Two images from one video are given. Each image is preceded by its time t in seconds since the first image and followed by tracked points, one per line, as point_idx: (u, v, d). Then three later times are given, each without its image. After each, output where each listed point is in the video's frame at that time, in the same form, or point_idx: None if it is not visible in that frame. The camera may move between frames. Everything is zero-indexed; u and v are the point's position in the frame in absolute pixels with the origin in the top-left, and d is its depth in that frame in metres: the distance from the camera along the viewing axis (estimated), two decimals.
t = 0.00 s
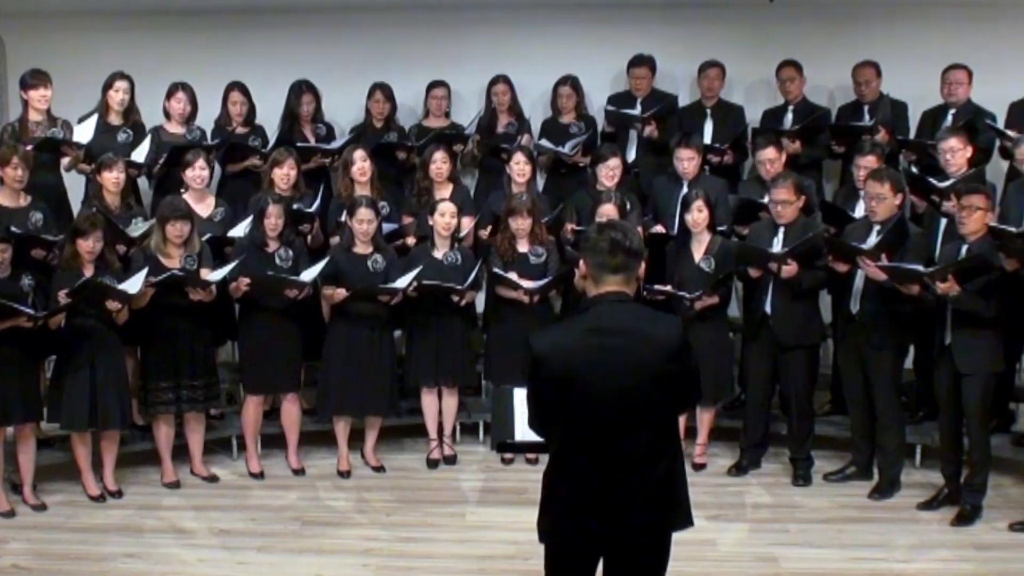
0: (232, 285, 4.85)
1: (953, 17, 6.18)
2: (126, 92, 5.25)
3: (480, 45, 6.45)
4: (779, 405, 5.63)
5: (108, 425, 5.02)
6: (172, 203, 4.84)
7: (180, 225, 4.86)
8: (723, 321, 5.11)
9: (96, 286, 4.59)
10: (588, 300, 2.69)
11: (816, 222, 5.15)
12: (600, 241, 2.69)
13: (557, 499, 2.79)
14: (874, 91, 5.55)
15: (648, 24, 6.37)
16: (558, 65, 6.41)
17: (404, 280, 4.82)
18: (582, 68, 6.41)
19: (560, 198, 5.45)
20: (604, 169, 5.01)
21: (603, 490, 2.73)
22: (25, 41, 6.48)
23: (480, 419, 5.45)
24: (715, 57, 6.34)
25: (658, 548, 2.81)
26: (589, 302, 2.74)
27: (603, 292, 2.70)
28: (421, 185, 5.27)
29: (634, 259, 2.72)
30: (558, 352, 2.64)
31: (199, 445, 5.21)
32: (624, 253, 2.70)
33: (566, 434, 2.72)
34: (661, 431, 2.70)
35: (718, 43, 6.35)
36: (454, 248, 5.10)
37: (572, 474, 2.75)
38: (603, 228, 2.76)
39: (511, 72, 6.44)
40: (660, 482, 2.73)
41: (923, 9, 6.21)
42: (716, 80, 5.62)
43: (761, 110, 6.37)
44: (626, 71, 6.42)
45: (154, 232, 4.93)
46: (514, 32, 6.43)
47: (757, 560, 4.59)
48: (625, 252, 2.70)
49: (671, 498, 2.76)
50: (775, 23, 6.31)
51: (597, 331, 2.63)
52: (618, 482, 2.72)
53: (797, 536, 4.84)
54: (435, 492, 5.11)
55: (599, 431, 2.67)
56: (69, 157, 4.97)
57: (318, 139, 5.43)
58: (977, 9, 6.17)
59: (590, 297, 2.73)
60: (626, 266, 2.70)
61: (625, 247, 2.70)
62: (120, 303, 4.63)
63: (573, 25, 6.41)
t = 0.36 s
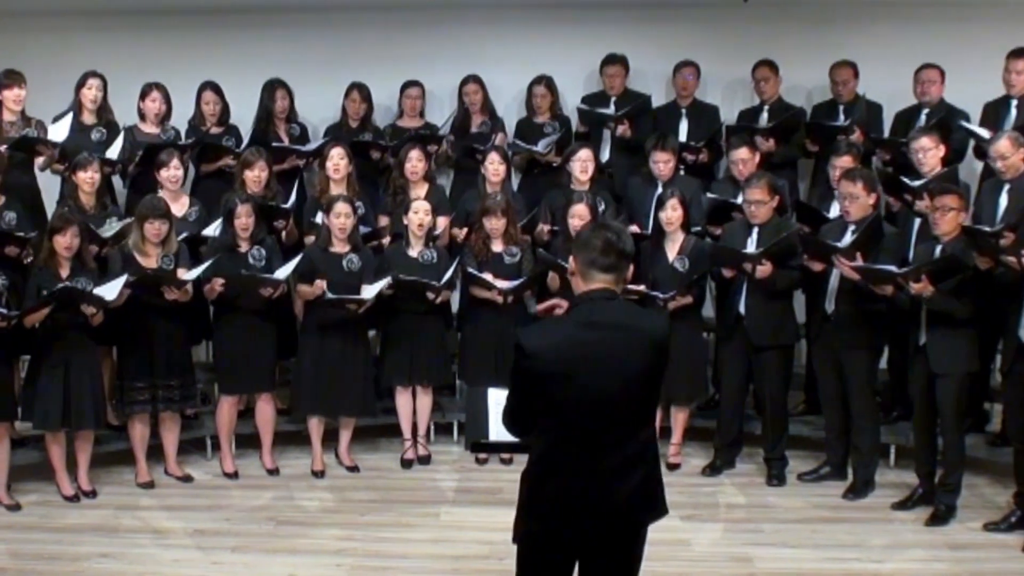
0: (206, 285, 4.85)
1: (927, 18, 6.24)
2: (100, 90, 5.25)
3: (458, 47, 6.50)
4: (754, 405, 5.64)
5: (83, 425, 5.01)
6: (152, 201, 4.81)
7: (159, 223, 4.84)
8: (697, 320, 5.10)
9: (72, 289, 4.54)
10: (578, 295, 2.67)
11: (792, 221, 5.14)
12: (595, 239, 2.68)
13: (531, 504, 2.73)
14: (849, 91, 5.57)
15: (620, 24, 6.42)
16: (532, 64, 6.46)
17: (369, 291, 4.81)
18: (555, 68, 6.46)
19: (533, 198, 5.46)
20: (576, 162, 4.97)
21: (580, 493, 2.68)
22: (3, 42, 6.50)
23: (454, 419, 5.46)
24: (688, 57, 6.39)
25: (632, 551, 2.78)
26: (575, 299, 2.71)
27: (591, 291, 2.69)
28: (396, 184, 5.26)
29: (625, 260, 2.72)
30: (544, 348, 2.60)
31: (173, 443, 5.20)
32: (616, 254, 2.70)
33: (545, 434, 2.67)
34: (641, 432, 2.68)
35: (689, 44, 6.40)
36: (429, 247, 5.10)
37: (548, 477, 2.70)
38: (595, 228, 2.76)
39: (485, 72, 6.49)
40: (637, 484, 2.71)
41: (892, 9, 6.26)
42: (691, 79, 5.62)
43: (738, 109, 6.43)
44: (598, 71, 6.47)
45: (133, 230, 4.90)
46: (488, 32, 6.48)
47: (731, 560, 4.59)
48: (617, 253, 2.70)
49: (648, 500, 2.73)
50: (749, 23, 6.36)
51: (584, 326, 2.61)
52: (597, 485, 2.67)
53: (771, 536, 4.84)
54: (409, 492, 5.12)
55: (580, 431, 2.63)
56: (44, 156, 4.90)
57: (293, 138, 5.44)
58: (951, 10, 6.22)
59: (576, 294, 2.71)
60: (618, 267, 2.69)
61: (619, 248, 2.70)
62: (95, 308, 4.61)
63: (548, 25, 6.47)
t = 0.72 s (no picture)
0: (181, 287, 4.85)
1: (902, 19, 6.27)
2: (76, 91, 5.26)
3: (436, 47, 6.53)
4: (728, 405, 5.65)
5: (58, 426, 4.99)
6: (130, 202, 4.79)
7: (137, 223, 4.82)
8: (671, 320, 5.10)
9: (47, 289, 4.50)
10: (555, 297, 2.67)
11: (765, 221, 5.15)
12: (574, 243, 2.66)
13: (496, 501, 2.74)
14: (825, 91, 5.58)
15: (595, 25, 6.45)
16: (508, 64, 6.50)
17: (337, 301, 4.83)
18: (530, 68, 6.50)
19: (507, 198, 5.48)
20: (547, 161, 4.99)
21: (547, 497, 2.68)
22: None
23: (429, 418, 5.47)
24: (663, 58, 6.43)
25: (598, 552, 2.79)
26: (551, 301, 2.71)
27: (569, 294, 2.68)
28: (371, 185, 5.26)
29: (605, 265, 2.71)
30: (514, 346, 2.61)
31: (148, 443, 5.19)
32: (595, 258, 2.69)
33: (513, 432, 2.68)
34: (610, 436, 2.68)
35: (663, 45, 6.45)
36: (404, 246, 5.10)
37: (513, 479, 2.70)
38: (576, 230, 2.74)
39: (461, 72, 6.52)
40: (606, 487, 2.70)
41: (865, 9, 6.29)
42: (666, 79, 5.63)
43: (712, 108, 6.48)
44: (572, 72, 6.51)
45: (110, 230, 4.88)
46: (464, 32, 6.51)
47: (705, 559, 4.59)
48: (597, 258, 2.68)
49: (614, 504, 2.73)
50: (725, 23, 6.39)
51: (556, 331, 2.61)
52: (562, 491, 2.67)
53: (746, 536, 4.84)
54: (384, 491, 5.12)
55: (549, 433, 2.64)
56: (17, 156, 4.91)
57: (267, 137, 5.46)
58: (925, 11, 6.25)
59: (552, 296, 2.70)
60: (597, 271, 2.68)
61: (599, 252, 2.69)
62: (70, 309, 4.55)
63: (523, 26, 6.50)
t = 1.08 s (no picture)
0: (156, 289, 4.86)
1: (876, 20, 6.29)
2: (50, 91, 5.26)
3: (412, 48, 6.55)
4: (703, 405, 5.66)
5: (32, 427, 4.95)
6: (106, 201, 4.77)
7: (114, 222, 4.80)
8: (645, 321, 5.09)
9: (22, 289, 4.46)
10: (504, 298, 2.62)
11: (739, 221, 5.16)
12: (519, 247, 2.60)
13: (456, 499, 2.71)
14: (799, 91, 5.60)
15: (569, 24, 6.47)
16: (483, 64, 6.52)
17: (309, 302, 4.80)
18: (505, 68, 6.52)
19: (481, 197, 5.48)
20: (520, 160, 5.01)
21: (508, 497, 2.64)
22: None
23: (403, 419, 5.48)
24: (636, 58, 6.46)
25: (564, 549, 2.76)
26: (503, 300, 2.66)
27: (518, 292, 2.63)
28: (347, 184, 5.24)
29: (553, 262, 2.66)
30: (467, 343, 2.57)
31: (122, 444, 5.19)
32: (542, 258, 2.63)
33: (473, 431, 2.64)
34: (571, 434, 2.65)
35: (636, 45, 6.47)
36: (378, 248, 5.06)
37: (474, 478, 2.67)
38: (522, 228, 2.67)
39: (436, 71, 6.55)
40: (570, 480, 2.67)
41: (838, 9, 6.31)
42: (640, 79, 5.64)
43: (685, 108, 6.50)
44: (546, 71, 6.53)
45: (86, 229, 4.85)
46: (441, 32, 6.54)
47: (680, 560, 4.58)
48: (544, 258, 2.63)
49: (577, 502, 2.69)
50: (699, 23, 6.41)
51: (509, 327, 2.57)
52: (523, 490, 2.64)
53: (720, 536, 4.84)
54: (358, 491, 5.13)
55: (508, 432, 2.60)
56: None
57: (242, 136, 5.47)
58: (896, 11, 6.28)
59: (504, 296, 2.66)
60: (545, 270, 2.63)
61: (546, 251, 2.63)
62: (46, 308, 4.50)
63: (499, 26, 6.52)
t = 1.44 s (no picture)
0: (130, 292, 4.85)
1: (852, 21, 6.31)
2: (24, 92, 5.28)
3: (390, 48, 6.56)
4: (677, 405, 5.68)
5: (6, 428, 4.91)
6: (80, 201, 4.72)
7: (90, 223, 4.75)
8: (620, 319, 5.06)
9: None
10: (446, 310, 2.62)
11: (712, 221, 5.20)
12: (453, 260, 2.58)
13: (413, 517, 2.70)
14: (773, 91, 5.61)
15: (544, 25, 6.49)
16: (459, 64, 6.54)
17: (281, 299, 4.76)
18: (481, 68, 6.54)
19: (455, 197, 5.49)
20: (494, 159, 5.03)
21: (467, 504, 2.65)
22: None
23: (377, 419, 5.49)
24: (611, 58, 6.47)
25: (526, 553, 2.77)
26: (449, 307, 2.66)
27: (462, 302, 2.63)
28: (322, 184, 5.21)
29: (493, 268, 2.62)
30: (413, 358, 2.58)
31: (96, 444, 5.19)
32: (481, 267, 2.61)
33: (428, 447, 2.64)
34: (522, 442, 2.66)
35: (612, 45, 6.49)
36: (353, 248, 5.03)
37: (430, 494, 2.66)
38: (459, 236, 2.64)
39: (414, 71, 6.56)
40: (526, 485, 2.69)
41: (813, 9, 6.33)
42: (614, 80, 5.64)
43: (659, 108, 6.52)
44: (521, 72, 6.55)
45: (61, 231, 4.78)
46: (418, 32, 6.55)
47: (654, 559, 4.58)
48: (482, 267, 2.60)
49: (533, 507, 2.72)
50: (674, 23, 6.43)
51: (450, 339, 2.57)
52: (483, 501, 2.65)
53: (695, 536, 4.84)
54: (332, 491, 5.13)
55: (464, 444, 2.62)
56: None
57: (216, 135, 5.49)
58: (870, 11, 6.29)
59: (449, 303, 2.66)
60: (484, 279, 2.61)
61: (483, 261, 2.60)
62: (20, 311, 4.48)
63: (476, 25, 6.53)
